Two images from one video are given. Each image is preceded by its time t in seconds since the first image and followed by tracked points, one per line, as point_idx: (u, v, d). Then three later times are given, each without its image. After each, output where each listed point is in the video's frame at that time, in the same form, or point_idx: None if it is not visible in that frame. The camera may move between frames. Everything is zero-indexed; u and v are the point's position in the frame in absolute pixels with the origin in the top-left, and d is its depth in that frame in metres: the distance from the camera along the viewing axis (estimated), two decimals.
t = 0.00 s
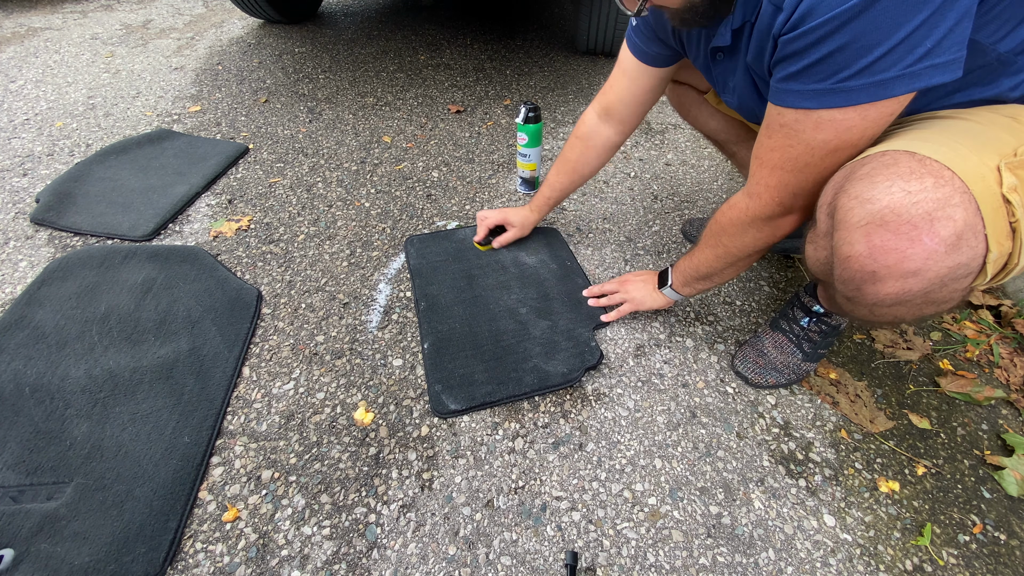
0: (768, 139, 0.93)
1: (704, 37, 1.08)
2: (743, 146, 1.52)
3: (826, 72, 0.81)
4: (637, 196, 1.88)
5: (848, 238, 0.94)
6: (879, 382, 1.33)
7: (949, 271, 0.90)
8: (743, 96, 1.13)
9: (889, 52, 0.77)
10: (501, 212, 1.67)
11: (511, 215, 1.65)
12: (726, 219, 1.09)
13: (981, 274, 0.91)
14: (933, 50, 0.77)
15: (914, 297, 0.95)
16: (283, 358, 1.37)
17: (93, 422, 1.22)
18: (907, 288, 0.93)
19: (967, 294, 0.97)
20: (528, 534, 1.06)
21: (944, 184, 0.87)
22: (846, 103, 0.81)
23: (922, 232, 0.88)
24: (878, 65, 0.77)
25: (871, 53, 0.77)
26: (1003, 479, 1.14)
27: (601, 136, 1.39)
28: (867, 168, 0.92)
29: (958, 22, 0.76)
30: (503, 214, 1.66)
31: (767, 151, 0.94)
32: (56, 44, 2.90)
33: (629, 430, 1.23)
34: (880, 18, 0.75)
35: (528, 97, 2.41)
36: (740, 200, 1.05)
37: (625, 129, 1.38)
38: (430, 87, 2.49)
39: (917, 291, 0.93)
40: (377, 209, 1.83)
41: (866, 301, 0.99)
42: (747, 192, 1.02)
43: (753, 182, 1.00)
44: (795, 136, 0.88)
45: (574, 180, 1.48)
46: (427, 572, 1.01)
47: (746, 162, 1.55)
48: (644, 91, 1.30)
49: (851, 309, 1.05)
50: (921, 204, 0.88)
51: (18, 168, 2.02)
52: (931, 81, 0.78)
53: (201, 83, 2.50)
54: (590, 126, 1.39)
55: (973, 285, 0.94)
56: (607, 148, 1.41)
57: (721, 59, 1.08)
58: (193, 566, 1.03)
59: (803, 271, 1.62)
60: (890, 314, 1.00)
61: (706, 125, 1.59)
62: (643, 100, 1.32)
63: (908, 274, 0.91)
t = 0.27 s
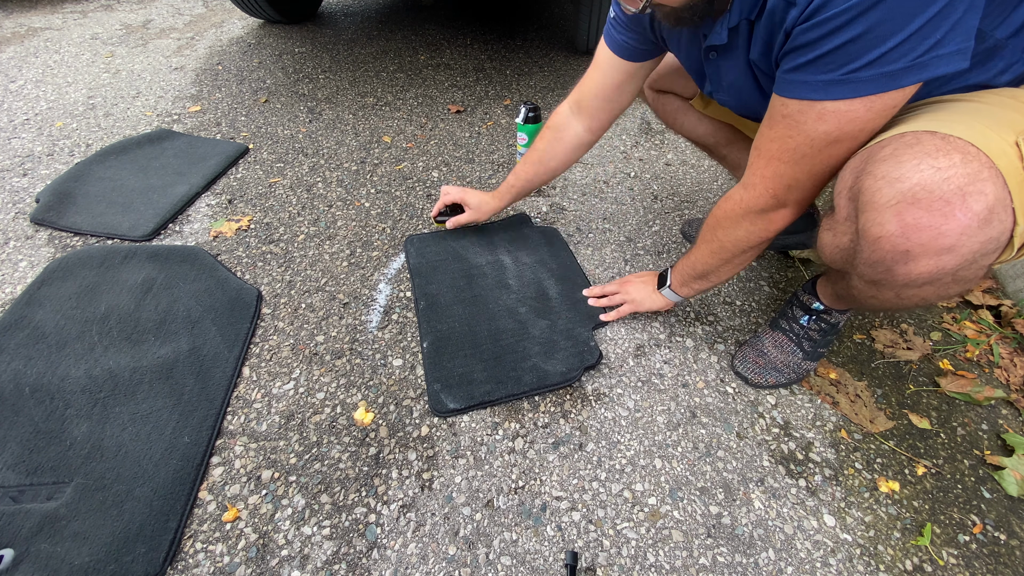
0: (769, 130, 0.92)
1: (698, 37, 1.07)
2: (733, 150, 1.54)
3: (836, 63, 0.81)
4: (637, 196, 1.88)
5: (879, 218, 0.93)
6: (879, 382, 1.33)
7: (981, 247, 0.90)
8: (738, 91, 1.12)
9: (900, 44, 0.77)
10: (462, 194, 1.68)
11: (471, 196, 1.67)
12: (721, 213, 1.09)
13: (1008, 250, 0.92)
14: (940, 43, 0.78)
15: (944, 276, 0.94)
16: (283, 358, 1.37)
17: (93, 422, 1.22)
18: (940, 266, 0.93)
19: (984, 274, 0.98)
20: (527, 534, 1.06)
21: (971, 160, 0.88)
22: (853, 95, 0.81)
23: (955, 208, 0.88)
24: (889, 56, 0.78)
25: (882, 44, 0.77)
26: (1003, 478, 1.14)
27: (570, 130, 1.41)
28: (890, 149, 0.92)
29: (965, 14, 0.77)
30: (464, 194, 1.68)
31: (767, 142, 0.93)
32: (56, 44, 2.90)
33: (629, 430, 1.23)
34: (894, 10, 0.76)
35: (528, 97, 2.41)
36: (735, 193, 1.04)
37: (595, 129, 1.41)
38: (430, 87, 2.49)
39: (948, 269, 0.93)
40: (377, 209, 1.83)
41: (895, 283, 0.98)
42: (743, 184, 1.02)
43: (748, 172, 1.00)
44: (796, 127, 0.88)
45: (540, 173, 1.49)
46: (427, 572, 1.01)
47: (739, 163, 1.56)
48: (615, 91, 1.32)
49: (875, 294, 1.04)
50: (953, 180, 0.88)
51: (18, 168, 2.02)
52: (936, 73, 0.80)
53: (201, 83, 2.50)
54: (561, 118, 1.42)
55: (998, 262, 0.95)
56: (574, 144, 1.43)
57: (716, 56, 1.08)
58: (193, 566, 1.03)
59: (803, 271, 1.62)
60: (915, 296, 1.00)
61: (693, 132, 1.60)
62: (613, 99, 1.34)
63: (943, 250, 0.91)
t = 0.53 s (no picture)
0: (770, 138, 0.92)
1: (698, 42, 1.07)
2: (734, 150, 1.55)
3: (834, 71, 0.80)
4: (637, 196, 1.88)
5: (869, 226, 0.93)
6: (879, 382, 1.33)
7: (972, 256, 0.90)
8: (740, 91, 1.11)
9: (899, 50, 0.77)
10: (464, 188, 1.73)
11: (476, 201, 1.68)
12: (722, 221, 1.09)
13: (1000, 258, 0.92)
14: (940, 48, 0.77)
15: (935, 284, 0.94)
16: (283, 358, 1.37)
17: (93, 422, 1.22)
18: (931, 274, 0.93)
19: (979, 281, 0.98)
20: (528, 534, 1.06)
21: (963, 168, 0.88)
22: (853, 101, 0.81)
23: (946, 217, 0.88)
24: (887, 63, 0.78)
25: (881, 51, 0.77)
26: (1002, 479, 1.14)
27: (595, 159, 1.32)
28: (881, 156, 0.91)
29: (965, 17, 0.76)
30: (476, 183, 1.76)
31: (767, 149, 0.93)
32: (56, 44, 2.90)
33: (629, 430, 1.23)
34: (892, 16, 0.75)
35: (528, 97, 2.41)
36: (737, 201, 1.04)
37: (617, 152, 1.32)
38: (430, 87, 2.49)
39: (940, 277, 0.93)
40: (377, 209, 1.83)
41: (885, 290, 0.99)
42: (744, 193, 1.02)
43: (748, 180, 1.00)
44: (795, 135, 0.87)
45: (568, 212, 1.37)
46: (427, 572, 1.01)
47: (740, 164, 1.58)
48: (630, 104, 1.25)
49: (868, 299, 1.04)
50: (944, 188, 0.88)
51: (18, 168, 2.02)
52: (937, 77, 0.79)
53: (201, 83, 2.50)
54: (581, 154, 1.32)
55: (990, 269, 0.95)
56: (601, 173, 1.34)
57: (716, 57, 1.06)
58: (193, 566, 1.03)
59: (803, 271, 1.62)
60: (908, 302, 1.00)
61: (696, 132, 1.60)
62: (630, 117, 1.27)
63: (934, 259, 0.91)
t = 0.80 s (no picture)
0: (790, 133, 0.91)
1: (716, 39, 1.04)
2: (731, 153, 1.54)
3: (882, 68, 0.79)
4: (637, 196, 1.88)
5: (944, 232, 0.91)
6: (879, 382, 1.33)
7: None
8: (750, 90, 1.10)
9: (950, 50, 0.77)
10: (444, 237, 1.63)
11: (450, 238, 1.54)
12: (726, 214, 1.09)
13: None
14: (985, 49, 0.79)
15: (1003, 289, 0.95)
16: (283, 358, 1.37)
17: (93, 422, 1.22)
18: (1005, 280, 0.93)
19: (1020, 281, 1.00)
20: (528, 534, 1.06)
21: None
22: (895, 100, 0.81)
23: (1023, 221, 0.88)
24: (938, 64, 0.77)
25: (935, 51, 0.77)
26: (1003, 479, 1.14)
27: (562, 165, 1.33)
28: (952, 159, 0.91)
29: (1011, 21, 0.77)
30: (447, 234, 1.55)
31: (786, 143, 0.92)
32: (56, 44, 2.90)
33: (629, 430, 1.23)
34: (951, 16, 0.75)
35: (528, 97, 2.41)
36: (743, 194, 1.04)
37: (587, 163, 1.32)
38: (430, 87, 2.49)
39: (1009, 282, 0.93)
40: (377, 210, 1.83)
41: (952, 295, 0.98)
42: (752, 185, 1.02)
43: (760, 174, 1.00)
44: (819, 132, 0.86)
45: (529, 216, 1.38)
46: (427, 572, 1.01)
47: (737, 169, 1.57)
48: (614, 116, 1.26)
49: (927, 305, 1.04)
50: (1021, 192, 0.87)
51: (18, 168, 2.02)
52: (974, 78, 0.81)
53: (201, 83, 2.50)
54: (546, 156, 1.34)
55: None
56: (566, 180, 1.34)
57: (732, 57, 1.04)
58: (193, 566, 1.03)
59: (803, 271, 1.62)
60: (968, 305, 1.01)
61: (691, 139, 1.60)
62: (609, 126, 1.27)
63: (1012, 265, 0.91)
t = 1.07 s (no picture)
0: (797, 136, 0.91)
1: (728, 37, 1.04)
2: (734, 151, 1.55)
3: (885, 70, 0.80)
4: (637, 196, 1.88)
5: (903, 244, 0.92)
6: (879, 382, 1.33)
7: (1006, 275, 0.91)
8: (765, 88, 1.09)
9: (956, 52, 0.76)
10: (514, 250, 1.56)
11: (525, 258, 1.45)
12: (735, 218, 1.09)
13: None
14: (993, 54, 0.78)
15: (964, 302, 0.95)
16: (283, 358, 1.37)
17: (93, 422, 1.22)
18: (963, 293, 0.93)
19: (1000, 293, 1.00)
20: (528, 534, 1.06)
21: (1001, 187, 0.86)
22: (900, 102, 0.81)
23: (983, 237, 0.88)
24: (942, 66, 0.77)
25: (938, 53, 0.77)
26: (1002, 478, 1.14)
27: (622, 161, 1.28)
28: (916, 170, 0.90)
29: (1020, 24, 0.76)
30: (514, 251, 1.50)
31: (794, 147, 0.93)
32: (56, 44, 2.90)
33: (629, 430, 1.23)
34: (952, 20, 0.75)
35: (528, 97, 2.41)
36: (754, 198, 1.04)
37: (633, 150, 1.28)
38: (431, 87, 2.49)
39: (969, 296, 0.93)
40: (377, 210, 1.83)
41: (910, 305, 0.99)
42: (763, 190, 1.02)
43: (770, 180, 0.99)
44: (829, 135, 0.87)
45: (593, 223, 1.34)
46: (427, 572, 1.01)
47: (739, 167, 1.58)
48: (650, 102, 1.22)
49: (891, 313, 1.04)
50: (982, 208, 0.86)
51: (18, 168, 2.02)
52: (985, 82, 0.80)
53: (201, 83, 2.50)
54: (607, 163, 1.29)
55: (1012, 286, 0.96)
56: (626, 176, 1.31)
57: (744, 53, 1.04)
58: (193, 566, 1.03)
59: (803, 271, 1.62)
60: (930, 317, 1.00)
61: (696, 135, 1.58)
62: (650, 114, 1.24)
63: (967, 279, 0.91)
